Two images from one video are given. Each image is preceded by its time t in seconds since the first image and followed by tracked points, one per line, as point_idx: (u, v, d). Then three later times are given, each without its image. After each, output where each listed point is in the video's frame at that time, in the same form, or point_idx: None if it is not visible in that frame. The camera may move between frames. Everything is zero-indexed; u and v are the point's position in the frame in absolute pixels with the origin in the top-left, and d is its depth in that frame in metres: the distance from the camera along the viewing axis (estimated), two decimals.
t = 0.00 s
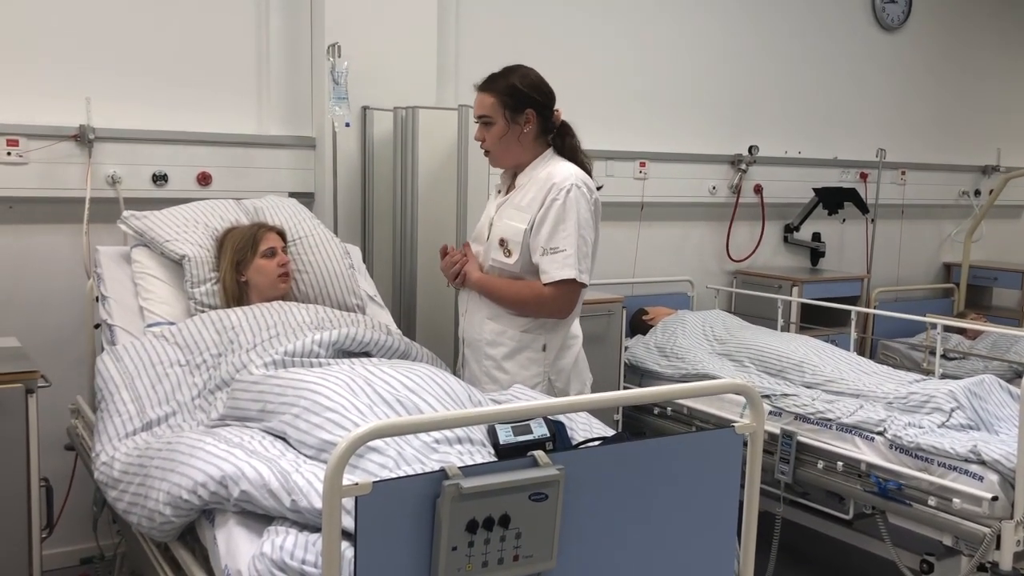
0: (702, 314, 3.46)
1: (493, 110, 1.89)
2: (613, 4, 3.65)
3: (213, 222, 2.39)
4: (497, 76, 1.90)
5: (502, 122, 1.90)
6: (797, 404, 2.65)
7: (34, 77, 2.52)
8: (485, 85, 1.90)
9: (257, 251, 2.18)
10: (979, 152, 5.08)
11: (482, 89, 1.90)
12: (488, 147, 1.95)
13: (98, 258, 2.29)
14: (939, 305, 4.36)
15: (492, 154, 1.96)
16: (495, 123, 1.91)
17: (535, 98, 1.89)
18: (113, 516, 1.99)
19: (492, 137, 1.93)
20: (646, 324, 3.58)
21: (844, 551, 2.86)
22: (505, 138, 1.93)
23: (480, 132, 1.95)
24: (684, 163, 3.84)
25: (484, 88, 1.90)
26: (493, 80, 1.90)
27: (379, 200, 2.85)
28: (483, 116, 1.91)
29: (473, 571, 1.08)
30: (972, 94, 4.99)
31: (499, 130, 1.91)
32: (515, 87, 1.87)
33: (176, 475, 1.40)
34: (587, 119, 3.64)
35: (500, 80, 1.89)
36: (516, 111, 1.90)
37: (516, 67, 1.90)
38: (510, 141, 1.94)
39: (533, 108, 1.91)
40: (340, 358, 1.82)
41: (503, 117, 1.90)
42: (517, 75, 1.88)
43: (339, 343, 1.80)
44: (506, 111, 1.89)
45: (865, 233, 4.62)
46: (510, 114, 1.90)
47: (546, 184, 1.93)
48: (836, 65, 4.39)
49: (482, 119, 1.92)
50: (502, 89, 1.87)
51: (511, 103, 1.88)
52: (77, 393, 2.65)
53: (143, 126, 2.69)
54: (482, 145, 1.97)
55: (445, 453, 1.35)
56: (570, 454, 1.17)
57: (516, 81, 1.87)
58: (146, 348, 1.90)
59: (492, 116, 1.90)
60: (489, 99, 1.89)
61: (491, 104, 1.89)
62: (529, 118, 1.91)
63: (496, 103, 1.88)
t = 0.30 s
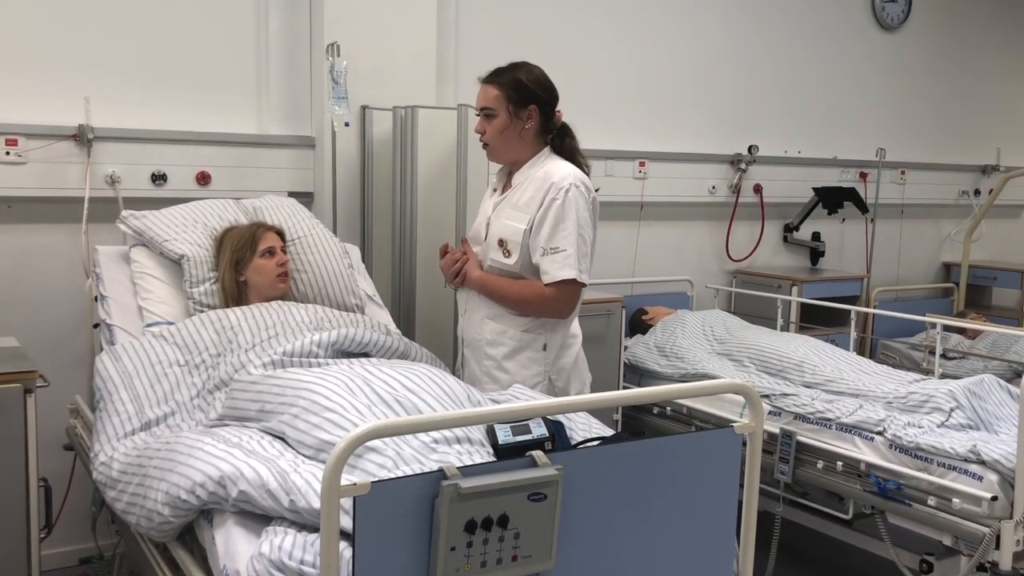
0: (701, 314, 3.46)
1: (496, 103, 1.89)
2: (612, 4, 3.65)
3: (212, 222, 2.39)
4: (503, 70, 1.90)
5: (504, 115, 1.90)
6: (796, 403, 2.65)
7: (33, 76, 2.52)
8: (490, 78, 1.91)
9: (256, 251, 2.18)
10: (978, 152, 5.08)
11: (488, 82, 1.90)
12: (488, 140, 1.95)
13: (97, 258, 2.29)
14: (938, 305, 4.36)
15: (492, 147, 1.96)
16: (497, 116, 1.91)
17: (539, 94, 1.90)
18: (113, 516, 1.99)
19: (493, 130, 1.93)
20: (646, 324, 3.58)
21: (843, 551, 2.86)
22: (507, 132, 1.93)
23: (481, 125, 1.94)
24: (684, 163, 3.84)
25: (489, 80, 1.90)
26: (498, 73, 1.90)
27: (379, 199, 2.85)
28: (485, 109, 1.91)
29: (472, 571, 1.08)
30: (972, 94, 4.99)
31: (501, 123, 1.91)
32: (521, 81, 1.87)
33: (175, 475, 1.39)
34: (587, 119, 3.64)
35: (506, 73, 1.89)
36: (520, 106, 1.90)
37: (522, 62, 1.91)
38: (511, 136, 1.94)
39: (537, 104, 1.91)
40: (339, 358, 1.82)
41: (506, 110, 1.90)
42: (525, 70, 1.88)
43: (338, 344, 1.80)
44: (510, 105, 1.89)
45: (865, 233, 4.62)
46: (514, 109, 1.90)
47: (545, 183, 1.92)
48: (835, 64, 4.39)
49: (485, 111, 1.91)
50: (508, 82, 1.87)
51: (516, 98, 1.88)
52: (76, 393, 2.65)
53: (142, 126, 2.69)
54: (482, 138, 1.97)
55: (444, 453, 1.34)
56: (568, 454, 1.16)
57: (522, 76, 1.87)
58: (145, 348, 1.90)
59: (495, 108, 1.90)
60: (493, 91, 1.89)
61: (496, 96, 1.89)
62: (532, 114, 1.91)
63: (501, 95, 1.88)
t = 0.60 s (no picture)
0: (701, 314, 3.46)
1: (497, 100, 1.89)
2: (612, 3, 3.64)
3: (211, 221, 2.38)
4: (504, 66, 1.89)
5: (505, 112, 1.90)
6: (795, 403, 2.65)
7: (32, 75, 2.51)
8: (492, 74, 1.90)
9: (255, 250, 2.18)
10: (977, 152, 5.08)
11: (489, 78, 1.90)
12: (488, 136, 1.94)
13: (96, 257, 2.29)
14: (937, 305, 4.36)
15: (491, 144, 1.95)
16: (497, 112, 1.90)
17: (541, 92, 1.89)
18: (111, 515, 1.99)
19: (493, 126, 1.92)
20: (645, 323, 3.58)
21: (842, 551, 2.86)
22: (507, 129, 1.92)
23: (481, 122, 1.94)
24: (684, 163, 3.84)
25: (490, 77, 1.89)
26: (500, 70, 1.89)
27: (378, 199, 2.85)
28: (485, 105, 1.90)
29: (471, 570, 1.08)
30: (971, 94, 4.99)
31: (501, 120, 1.91)
32: (522, 78, 1.86)
33: (174, 474, 1.39)
34: (586, 118, 3.64)
35: (507, 70, 1.88)
36: (521, 103, 1.89)
37: (524, 60, 1.90)
38: (511, 133, 1.93)
39: (538, 102, 1.91)
40: (338, 357, 1.82)
41: (506, 107, 1.90)
42: (527, 68, 1.88)
43: (337, 343, 1.80)
44: (511, 102, 1.89)
45: (864, 232, 4.62)
46: (515, 106, 1.89)
47: (545, 183, 1.92)
48: (834, 64, 4.39)
49: (484, 107, 1.90)
50: (509, 78, 1.86)
51: (517, 95, 1.88)
52: (75, 392, 2.65)
53: (141, 125, 2.68)
54: (482, 135, 1.96)
55: (444, 452, 1.34)
56: (568, 453, 1.16)
57: (524, 73, 1.87)
58: (144, 347, 1.90)
59: (496, 105, 1.89)
60: (494, 88, 1.88)
61: (497, 93, 1.88)
62: (532, 111, 1.91)
63: (502, 92, 1.88)
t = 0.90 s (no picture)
0: (699, 313, 3.46)
1: (514, 94, 1.88)
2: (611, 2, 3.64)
3: (210, 220, 2.38)
4: (513, 63, 1.90)
5: (520, 107, 1.89)
6: (794, 403, 2.65)
7: (30, 73, 2.51)
8: (503, 69, 1.89)
9: (254, 249, 2.18)
10: (976, 153, 5.09)
11: (500, 74, 1.88)
12: (500, 130, 1.91)
13: (94, 256, 2.28)
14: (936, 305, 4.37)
15: (501, 138, 1.93)
16: (513, 106, 1.89)
17: (548, 91, 1.92)
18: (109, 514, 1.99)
19: (508, 120, 1.90)
20: (644, 323, 3.58)
21: (840, 551, 2.86)
22: (520, 124, 1.91)
23: (492, 115, 1.91)
24: (682, 162, 3.84)
25: (501, 72, 1.89)
26: (509, 66, 1.90)
27: (377, 198, 2.85)
28: (501, 98, 1.88)
29: (470, 570, 1.08)
30: (969, 94, 5.00)
31: (517, 115, 1.89)
32: (534, 76, 1.89)
33: (173, 474, 1.39)
34: (585, 118, 3.64)
35: (519, 67, 1.89)
36: (534, 100, 1.90)
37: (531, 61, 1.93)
38: (522, 129, 1.92)
39: (547, 101, 1.93)
40: (337, 356, 1.82)
41: (522, 103, 1.89)
42: (537, 68, 1.91)
43: (336, 342, 1.80)
44: (527, 98, 1.89)
45: (863, 232, 4.62)
46: (529, 102, 1.90)
47: (548, 183, 1.92)
48: (833, 64, 4.39)
49: (499, 100, 1.88)
50: (525, 74, 1.88)
51: (532, 92, 1.89)
52: (73, 391, 2.65)
53: (140, 124, 2.68)
54: (492, 129, 1.93)
55: (443, 451, 1.34)
56: (567, 453, 1.16)
57: (536, 73, 1.89)
58: (143, 346, 1.90)
59: (512, 99, 1.88)
60: (511, 81, 1.87)
61: (515, 87, 1.87)
62: (542, 110, 1.93)
63: (519, 87, 1.87)
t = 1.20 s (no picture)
0: (697, 313, 3.46)
1: (528, 91, 1.89)
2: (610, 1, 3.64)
3: (208, 219, 2.38)
4: (519, 63, 1.92)
5: (532, 105, 1.91)
6: (792, 403, 2.65)
7: (27, 72, 2.50)
8: (514, 67, 1.90)
9: (252, 248, 2.17)
10: (974, 153, 5.09)
11: (509, 71, 1.89)
12: (512, 127, 1.91)
13: (92, 255, 2.28)
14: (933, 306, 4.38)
15: (513, 135, 1.93)
16: (527, 103, 1.90)
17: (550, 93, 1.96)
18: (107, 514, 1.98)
19: (520, 116, 1.90)
20: (642, 323, 3.58)
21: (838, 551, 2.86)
22: (532, 122, 1.92)
23: (504, 111, 1.90)
24: (680, 162, 3.84)
25: (510, 69, 1.89)
26: (517, 66, 1.92)
27: (376, 197, 2.84)
28: (515, 94, 1.88)
29: (469, 570, 1.07)
30: (968, 95, 5.00)
31: (530, 112, 1.91)
32: (542, 75, 1.92)
33: (171, 473, 1.39)
34: (584, 117, 3.64)
35: (528, 67, 1.92)
36: (543, 100, 1.94)
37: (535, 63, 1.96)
38: (532, 127, 1.94)
39: (550, 103, 1.98)
40: (336, 356, 1.81)
41: (534, 101, 1.91)
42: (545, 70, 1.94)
43: (334, 342, 1.79)
44: (539, 96, 1.91)
45: (861, 232, 4.63)
46: (540, 101, 1.93)
47: (552, 181, 1.92)
48: (831, 64, 4.39)
49: (513, 97, 1.89)
50: (536, 74, 1.91)
51: (541, 91, 1.92)
52: (71, 391, 2.64)
53: (138, 123, 2.68)
54: (502, 126, 1.92)
55: (442, 451, 1.34)
56: (566, 453, 1.16)
57: (543, 74, 1.93)
58: (141, 346, 1.89)
59: (526, 96, 1.89)
60: (525, 79, 1.88)
61: (529, 84, 1.89)
62: (547, 111, 1.97)
63: (534, 84, 1.89)
